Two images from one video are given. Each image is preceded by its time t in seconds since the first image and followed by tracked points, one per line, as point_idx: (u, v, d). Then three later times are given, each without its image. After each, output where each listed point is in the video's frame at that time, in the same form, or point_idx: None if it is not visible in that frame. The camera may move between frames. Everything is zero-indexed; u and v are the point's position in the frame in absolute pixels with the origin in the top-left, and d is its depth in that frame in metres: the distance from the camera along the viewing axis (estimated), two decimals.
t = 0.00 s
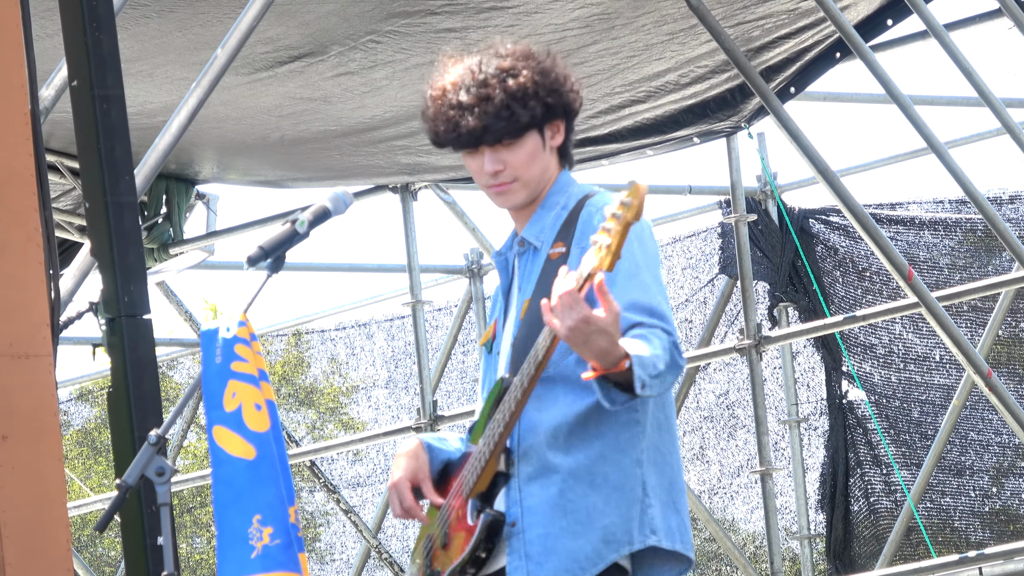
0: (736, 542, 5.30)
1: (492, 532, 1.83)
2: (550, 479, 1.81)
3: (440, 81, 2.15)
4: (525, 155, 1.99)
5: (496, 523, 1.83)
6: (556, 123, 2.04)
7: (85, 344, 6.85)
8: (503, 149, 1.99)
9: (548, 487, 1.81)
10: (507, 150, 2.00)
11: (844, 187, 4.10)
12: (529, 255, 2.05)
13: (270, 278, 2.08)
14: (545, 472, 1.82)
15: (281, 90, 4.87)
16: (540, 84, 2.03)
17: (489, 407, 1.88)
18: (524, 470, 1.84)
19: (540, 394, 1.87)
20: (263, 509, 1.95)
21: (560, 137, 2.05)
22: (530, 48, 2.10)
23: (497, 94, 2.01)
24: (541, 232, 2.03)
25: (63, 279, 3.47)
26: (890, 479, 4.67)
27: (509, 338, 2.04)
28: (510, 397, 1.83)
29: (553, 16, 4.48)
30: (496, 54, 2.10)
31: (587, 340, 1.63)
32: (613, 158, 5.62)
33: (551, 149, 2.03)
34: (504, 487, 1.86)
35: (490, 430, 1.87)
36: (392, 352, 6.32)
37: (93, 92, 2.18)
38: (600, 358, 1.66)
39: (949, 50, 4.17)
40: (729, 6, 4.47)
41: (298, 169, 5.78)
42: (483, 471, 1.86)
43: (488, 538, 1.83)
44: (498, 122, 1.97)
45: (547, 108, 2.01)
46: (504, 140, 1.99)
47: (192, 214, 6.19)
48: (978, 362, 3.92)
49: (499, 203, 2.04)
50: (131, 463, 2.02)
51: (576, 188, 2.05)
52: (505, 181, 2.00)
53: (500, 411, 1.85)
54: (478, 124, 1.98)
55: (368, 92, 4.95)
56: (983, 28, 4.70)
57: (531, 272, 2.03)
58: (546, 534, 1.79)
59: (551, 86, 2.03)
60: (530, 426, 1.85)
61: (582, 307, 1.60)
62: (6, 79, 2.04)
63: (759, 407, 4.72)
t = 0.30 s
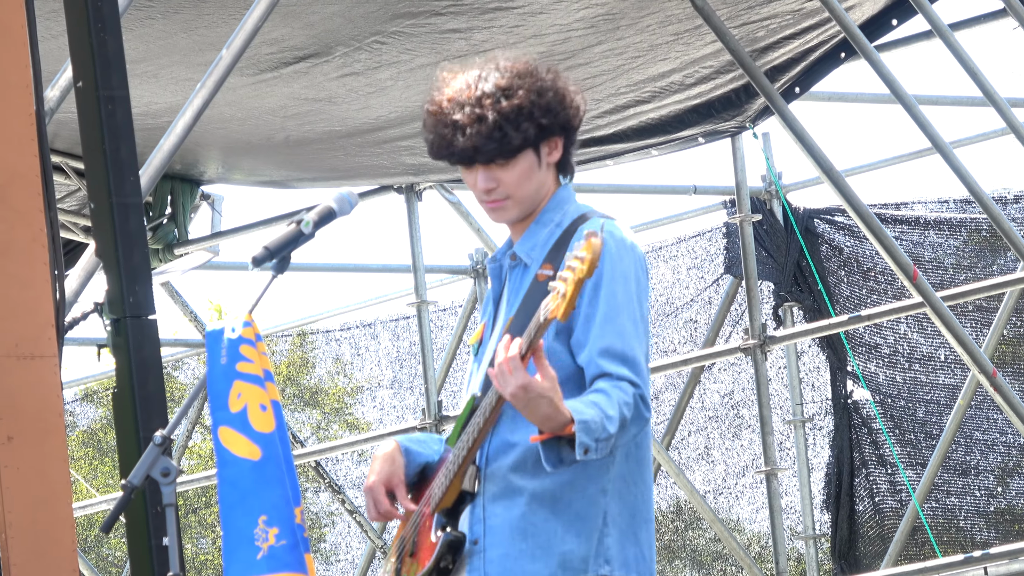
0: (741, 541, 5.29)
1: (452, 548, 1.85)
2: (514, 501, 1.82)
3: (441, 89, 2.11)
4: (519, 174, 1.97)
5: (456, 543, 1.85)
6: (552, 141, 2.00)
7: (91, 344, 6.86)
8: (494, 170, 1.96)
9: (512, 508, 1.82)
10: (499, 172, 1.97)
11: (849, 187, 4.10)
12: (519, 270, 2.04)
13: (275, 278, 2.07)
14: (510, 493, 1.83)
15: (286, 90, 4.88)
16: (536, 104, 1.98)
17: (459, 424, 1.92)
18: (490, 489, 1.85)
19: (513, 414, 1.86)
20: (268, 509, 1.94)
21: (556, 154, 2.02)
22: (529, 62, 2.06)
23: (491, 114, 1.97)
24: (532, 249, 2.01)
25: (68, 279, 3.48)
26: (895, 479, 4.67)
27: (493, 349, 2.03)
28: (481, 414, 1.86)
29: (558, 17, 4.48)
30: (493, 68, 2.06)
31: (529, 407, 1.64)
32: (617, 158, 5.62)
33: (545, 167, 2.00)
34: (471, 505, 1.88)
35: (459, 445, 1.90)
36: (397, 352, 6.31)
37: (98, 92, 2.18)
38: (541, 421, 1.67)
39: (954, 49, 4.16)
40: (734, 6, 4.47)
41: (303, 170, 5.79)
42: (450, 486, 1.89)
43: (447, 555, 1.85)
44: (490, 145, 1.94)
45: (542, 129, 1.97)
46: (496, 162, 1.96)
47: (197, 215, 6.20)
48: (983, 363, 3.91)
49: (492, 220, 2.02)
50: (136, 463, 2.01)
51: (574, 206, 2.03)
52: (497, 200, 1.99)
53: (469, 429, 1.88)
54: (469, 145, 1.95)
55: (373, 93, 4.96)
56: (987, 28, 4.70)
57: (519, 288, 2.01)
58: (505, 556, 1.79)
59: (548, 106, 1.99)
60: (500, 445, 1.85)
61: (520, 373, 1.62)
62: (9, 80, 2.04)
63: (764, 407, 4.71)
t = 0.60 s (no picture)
0: (742, 543, 5.27)
1: (447, 558, 1.92)
2: (507, 511, 1.88)
3: (438, 96, 2.12)
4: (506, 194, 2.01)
5: (451, 553, 1.92)
6: (542, 158, 2.03)
7: (93, 345, 6.86)
8: (482, 192, 2.00)
9: (505, 518, 1.88)
10: (487, 192, 2.01)
11: (851, 189, 4.10)
12: (512, 279, 2.09)
13: (280, 279, 2.07)
14: (503, 503, 1.89)
15: (289, 91, 4.88)
16: (525, 126, 2.00)
17: (450, 436, 1.96)
18: (483, 499, 1.91)
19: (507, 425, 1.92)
20: (271, 510, 1.94)
21: (545, 170, 2.05)
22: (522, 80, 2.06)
23: (480, 136, 1.98)
24: (527, 260, 2.05)
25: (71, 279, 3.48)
26: (897, 482, 4.65)
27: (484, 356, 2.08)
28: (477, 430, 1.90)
29: (561, 19, 4.47)
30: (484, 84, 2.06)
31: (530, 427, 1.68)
32: (620, 160, 5.62)
33: (534, 184, 2.04)
34: (463, 514, 1.95)
35: (452, 458, 1.94)
36: (400, 354, 6.29)
37: (102, 93, 2.19)
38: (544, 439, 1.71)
39: (957, 52, 4.16)
40: (738, 8, 4.48)
41: (306, 170, 5.79)
42: (442, 495, 1.95)
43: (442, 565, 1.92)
44: (478, 171, 1.97)
45: (530, 152, 2.00)
46: (483, 185, 2.00)
47: (200, 215, 6.20)
48: (986, 366, 3.90)
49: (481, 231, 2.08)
50: (139, 464, 2.01)
51: (567, 216, 2.08)
52: (485, 216, 2.04)
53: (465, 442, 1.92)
54: (457, 169, 1.98)
55: (376, 94, 4.96)
56: (990, 31, 4.69)
57: (514, 298, 2.06)
58: (498, 564, 1.87)
59: (537, 128, 2.01)
60: (494, 456, 1.92)
61: (521, 395, 1.67)
62: (12, 80, 2.05)
63: (766, 409, 4.70)
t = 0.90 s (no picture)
0: (743, 546, 5.25)
1: (475, 551, 2.04)
2: (529, 502, 2.02)
3: (421, 88, 2.28)
4: (489, 178, 2.16)
5: (477, 548, 2.04)
6: (521, 146, 2.20)
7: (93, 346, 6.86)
8: (468, 173, 2.15)
9: (527, 509, 2.02)
10: (472, 175, 2.16)
11: (851, 192, 4.10)
12: (498, 272, 2.22)
13: (280, 280, 2.07)
14: (524, 495, 2.03)
15: (290, 93, 4.89)
16: (508, 112, 2.17)
17: (463, 434, 2.09)
18: (503, 492, 2.04)
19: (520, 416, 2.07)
20: (271, 513, 1.94)
21: (525, 159, 2.21)
22: (505, 70, 2.24)
23: (466, 121, 2.14)
24: (513, 251, 2.20)
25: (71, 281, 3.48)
26: (897, 485, 4.65)
27: (476, 349, 2.22)
28: (495, 428, 2.02)
29: (562, 21, 4.48)
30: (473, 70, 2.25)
31: (573, 405, 1.86)
32: (620, 163, 5.62)
33: (514, 171, 2.20)
34: (481, 508, 2.07)
35: (470, 453, 2.07)
36: (399, 355, 6.29)
37: (103, 94, 2.19)
38: (585, 417, 1.89)
39: (957, 55, 4.16)
40: (738, 11, 4.50)
41: (307, 172, 5.79)
42: (462, 493, 2.07)
43: (473, 558, 2.05)
44: (464, 151, 2.12)
45: (513, 136, 2.16)
46: (470, 167, 2.15)
47: (200, 217, 6.21)
48: (985, 369, 3.92)
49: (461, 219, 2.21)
50: (139, 465, 2.01)
51: (543, 206, 2.25)
52: (467, 202, 2.18)
53: (484, 439, 2.04)
54: (445, 149, 2.13)
55: (377, 97, 4.96)
56: (991, 35, 4.70)
57: (505, 288, 2.20)
58: (526, 555, 1.99)
59: (519, 115, 2.18)
60: (509, 448, 2.06)
61: (563, 378, 1.84)
62: (13, 81, 2.05)
63: (766, 412, 4.70)
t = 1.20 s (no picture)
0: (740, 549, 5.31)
1: (536, 540, 1.96)
2: (577, 493, 1.98)
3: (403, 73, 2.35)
4: (476, 152, 2.20)
5: (535, 541, 1.96)
6: (502, 133, 2.27)
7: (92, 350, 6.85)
8: (458, 138, 2.20)
9: (576, 501, 1.98)
10: (461, 142, 2.21)
11: (850, 197, 4.10)
12: (492, 271, 2.22)
13: (278, 284, 2.07)
14: (571, 487, 1.99)
15: (289, 97, 4.89)
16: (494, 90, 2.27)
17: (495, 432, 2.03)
18: (548, 486, 1.99)
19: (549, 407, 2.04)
20: (270, 516, 1.94)
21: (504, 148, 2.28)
22: (487, 60, 2.36)
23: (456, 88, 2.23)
24: (507, 247, 2.20)
25: (70, 284, 3.47)
26: (896, 489, 4.65)
27: (481, 351, 2.20)
28: (543, 419, 1.97)
29: (562, 25, 4.48)
30: (457, 57, 2.34)
31: (638, 379, 1.84)
32: (619, 167, 5.62)
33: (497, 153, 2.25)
34: (525, 504, 2.00)
35: (513, 449, 1.99)
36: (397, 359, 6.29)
37: (102, 98, 2.18)
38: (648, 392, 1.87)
39: (957, 60, 4.16)
40: (738, 15, 4.50)
41: (307, 175, 5.79)
42: (508, 489, 1.99)
43: (533, 548, 1.96)
44: (456, 111, 2.19)
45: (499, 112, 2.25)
46: (461, 132, 2.20)
47: (200, 221, 6.21)
48: (984, 373, 3.92)
49: (442, 194, 2.19)
50: (137, 469, 2.02)
51: (524, 201, 2.26)
52: (455, 170, 2.19)
53: (529, 432, 1.98)
54: (438, 107, 2.20)
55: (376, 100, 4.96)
56: (990, 40, 4.70)
57: (504, 286, 2.19)
58: (585, 545, 1.94)
59: (504, 95, 2.28)
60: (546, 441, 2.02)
61: (626, 353, 1.82)
62: (12, 84, 2.04)
63: (765, 416, 4.70)
